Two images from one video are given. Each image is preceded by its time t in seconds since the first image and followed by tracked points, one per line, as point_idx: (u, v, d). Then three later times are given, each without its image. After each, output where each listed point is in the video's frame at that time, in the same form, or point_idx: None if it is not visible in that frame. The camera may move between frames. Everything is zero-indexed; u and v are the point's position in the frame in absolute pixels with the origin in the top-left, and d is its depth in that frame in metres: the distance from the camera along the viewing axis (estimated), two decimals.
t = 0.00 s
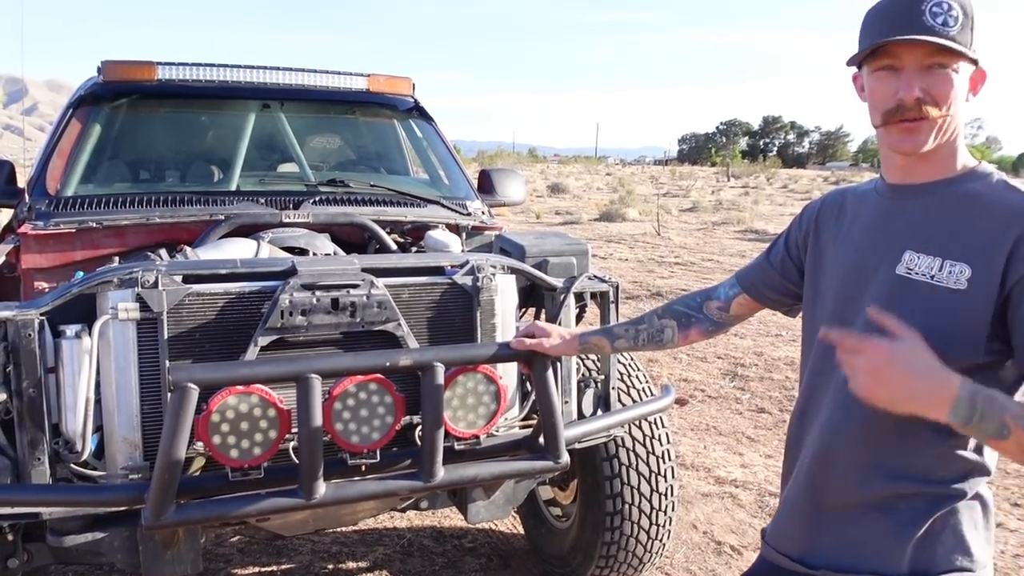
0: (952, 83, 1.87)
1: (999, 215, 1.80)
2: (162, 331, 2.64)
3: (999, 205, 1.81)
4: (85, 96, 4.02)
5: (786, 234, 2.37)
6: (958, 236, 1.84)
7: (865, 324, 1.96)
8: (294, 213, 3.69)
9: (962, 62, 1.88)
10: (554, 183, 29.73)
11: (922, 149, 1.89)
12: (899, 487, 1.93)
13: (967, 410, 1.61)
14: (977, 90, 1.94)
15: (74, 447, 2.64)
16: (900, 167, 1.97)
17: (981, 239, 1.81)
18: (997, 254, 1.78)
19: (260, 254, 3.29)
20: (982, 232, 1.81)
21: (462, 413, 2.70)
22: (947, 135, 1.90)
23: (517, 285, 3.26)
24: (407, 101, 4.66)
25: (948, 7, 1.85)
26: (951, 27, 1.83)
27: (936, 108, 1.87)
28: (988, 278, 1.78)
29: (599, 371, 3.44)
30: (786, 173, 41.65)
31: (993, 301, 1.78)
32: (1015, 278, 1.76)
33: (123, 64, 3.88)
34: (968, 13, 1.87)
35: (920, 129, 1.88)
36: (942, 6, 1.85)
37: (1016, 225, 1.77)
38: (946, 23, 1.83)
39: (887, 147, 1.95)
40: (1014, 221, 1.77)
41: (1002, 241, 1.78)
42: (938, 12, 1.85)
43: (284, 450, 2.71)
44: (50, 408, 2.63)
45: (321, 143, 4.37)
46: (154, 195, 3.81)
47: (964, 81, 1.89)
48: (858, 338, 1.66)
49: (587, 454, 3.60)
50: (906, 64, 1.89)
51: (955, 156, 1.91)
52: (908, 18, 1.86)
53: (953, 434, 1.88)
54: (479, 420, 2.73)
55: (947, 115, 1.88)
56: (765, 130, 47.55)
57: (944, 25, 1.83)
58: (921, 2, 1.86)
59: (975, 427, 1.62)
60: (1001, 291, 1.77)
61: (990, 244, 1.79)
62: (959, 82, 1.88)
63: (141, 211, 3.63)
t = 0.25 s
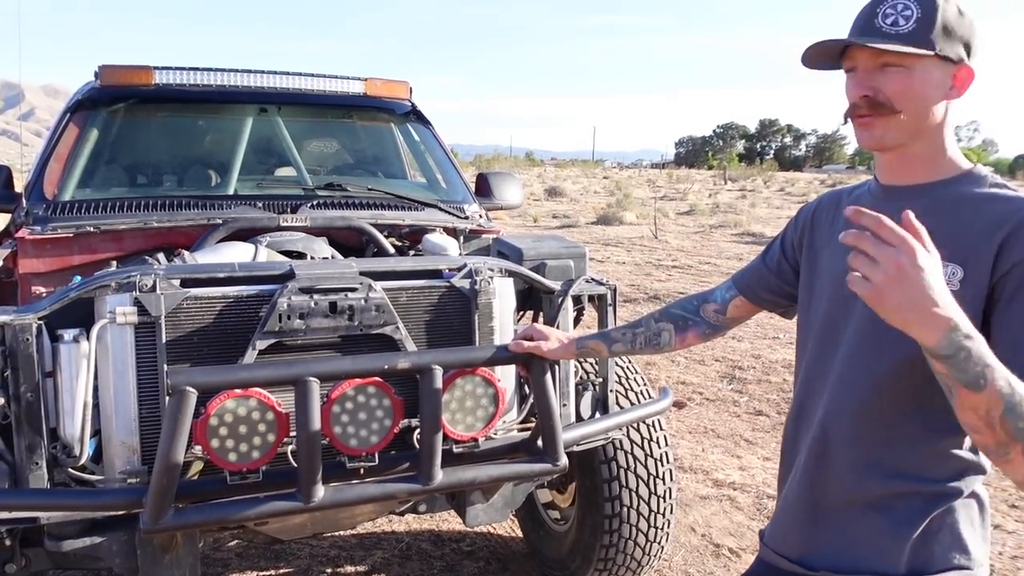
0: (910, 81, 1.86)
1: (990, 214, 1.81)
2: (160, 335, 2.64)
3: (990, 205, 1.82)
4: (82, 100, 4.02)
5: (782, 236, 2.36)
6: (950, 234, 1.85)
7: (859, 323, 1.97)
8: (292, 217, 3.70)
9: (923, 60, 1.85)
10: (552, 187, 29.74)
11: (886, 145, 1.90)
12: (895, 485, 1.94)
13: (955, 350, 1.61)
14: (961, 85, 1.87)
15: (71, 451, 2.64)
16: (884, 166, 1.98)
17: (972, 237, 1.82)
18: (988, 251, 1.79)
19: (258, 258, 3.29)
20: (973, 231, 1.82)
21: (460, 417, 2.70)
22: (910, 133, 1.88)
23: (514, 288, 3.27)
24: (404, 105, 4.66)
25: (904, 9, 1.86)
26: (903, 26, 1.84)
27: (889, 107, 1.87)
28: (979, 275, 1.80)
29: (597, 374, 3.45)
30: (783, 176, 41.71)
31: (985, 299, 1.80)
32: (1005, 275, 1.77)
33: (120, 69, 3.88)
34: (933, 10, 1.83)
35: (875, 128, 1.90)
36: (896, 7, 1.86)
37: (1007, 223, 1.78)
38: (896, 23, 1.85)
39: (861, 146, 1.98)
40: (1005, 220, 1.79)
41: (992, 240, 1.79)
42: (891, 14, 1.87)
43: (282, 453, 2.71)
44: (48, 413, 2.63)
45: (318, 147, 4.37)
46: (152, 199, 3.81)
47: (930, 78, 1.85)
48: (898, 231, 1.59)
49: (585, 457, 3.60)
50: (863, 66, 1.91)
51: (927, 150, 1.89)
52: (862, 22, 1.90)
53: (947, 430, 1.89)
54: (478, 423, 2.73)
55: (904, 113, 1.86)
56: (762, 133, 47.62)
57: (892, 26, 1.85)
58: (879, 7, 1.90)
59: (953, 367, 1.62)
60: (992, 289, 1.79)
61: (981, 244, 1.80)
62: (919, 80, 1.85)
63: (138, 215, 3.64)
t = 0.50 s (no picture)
0: (932, 84, 1.88)
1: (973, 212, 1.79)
2: (158, 340, 2.63)
3: (975, 202, 1.80)
4: (79, 106, 4.02)
5: (778, 238, 2.36)
6: (936, 233, 1.84)
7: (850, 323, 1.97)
8: (290, 221, 3.69)
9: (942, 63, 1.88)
10: (550, 191, 29.76)
11: (904, 148, 1.90)
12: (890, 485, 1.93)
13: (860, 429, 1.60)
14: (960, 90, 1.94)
15: (70, 457, 2.63)
16: (879, 167, 1.98)
17: (955, 236, 1.81)
18: (969, 249, 1.77)
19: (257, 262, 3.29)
20: (958, 230, 1.81)
21: (459, 419, 2.70)
22: (928, 136, 1.90)
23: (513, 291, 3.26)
24: (402, 109, 4.67)
25: (928, 8, 1.85)
26: (932, 28, 1.84)
27: (916, 109, 1.87)
28: (962, 273, 1.78)
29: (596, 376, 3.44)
30: (781, 179, 41.74)
31: (969, 297, 1.77)
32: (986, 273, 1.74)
33: (117, 74, 3.88)
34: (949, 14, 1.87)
35: (899, 129, 1.89)
36: (922, 6, 1.85)
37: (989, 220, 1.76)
38: (925, 24, 1.84)
39: (868, 147, 1.96)
40: (988, 217, 1.76)
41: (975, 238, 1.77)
42: (918, 14, 1.85)
43: (281, 457, 2.71)
44: (45, 418, 2.62)
45: (316, 152, 4.37)
46: (149, 204, 3.81)
47: (945, 81, 1.89)
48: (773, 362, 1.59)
49: (585, 460, 3.59)
50: (887, 65, 1.90)
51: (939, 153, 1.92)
52: (887, 19, 1.86)
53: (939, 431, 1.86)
54: (477, 425, 2.72)
55: (928, 115, 1.88)
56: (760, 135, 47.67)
57: (923, 26, 1.84)
58: (901, 4, 1.87)
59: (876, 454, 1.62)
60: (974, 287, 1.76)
61: (965, 242, 1.78)
62: (939, 83, 1.88)
63: (137, 220, 3.62)
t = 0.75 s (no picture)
0: (919, 91, 1.87)
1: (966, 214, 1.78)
2: (158, 343, 2.63)
3: (969, 204, 1.79)
4: (78, 109, 4.01)
5: (778, 241, 2.36)
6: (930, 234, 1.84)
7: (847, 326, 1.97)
8: (289, 223, 3.69)
9: (930, 69, 1.87)
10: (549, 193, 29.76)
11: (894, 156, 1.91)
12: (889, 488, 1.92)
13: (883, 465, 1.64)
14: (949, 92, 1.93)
15: (70, 460, 2.64)
16: (872, 173, 1.99)
17: (950, 238, 1.80)
18: (962, 250, 1.76)
19: (257, 265, 3.28)
20: (952, 232, 1.80)
21: (460, 422, 2.69)
22: (918, 143, 1.90)
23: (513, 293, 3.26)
24: (401, 111, 4.66)
25: (915, 17, 1.85)
26: (918, 37, 1.84)
27: (905, 118, 1.87)
28: (955, 274, 1.77)
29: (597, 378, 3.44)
30: (780, 180, 41.77)
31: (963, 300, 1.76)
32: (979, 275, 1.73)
33: (117, 77, 3.88)
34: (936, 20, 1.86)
35: (889, 138, 1.89)
36: (908, 15, 1.84)
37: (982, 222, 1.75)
38: (912, 33, 1.84)
39: (859, 155, 1.97)
40: (981, 219, 1.75)
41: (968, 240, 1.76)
42: (904, 23, 1.84)
43: (282, 460, 2.70)
44: (45, 422, 2.62)
45: (315, 154, 4.37)
46: (148, 207, 3.80)
47: (933, 87, 1.89)
48: None
49: (585, 462, 3.59)
50: (874, 75, 1.89)
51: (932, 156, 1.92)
52: (874, 30, 1.86)
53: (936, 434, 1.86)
54: (477, 428, 2.72)
55: (916, 123, 1.88)
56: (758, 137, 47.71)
57: (910, 36, 1.84)
58: (888, 13, 1.86)
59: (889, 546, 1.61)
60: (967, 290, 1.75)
61: (959, 244, 1.78)
62: (926, 90, 1.88)
63: (136, 223, 3.62)
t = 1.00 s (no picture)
0: (889, 92, 1.87)
1: (1001, 215, 1.79)
2: (159, 347, 2.63)
3: (1003, 204, 1.80)
4: (78, 114, 4.02)
5: (787, 232, 2.37)
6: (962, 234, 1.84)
7: (872, 324, 1.97)
8: (290, 226, 3.69)
9: (898, 66, 1.85)
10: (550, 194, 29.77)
11: (887, 155, 1.92)
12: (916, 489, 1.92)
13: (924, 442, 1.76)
14: (949, 75, 1.85)
15: (71, 465, 2.64)
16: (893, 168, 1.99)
17: (984, 238, 1.81)
18: (1000, 252, 1.77)
19: (257, 268, 3.28)
20: (985, 232, 1.81)
21: (462, 423, 2.69)
22: (908, 140, 1.89)
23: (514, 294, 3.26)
24: (401, 114, 4.67)
25: (863, 24, 1.89)
26: (864, 43, 1.88)
27: (876, 123, 1.90)
28: (992, 275, 1.78)
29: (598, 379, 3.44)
30: (780, 180, 41.76)
31: (1002, 300, 1.77)
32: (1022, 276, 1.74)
33: (117, 82, 3.88)
34: (892, 17, 1.85)
35: (869, 145, 1.93)
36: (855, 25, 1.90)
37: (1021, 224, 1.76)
38: (858, 40, 1.89)
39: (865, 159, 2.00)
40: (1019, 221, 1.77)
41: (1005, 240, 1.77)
42: (853, 33, 1.91)
43: (284, 463, 2.70)
44: (47, 426, 2.62)
45: (315, 157, 4.37)
46: (149, 211, 3.80)
47: (914, 79, 1.85)
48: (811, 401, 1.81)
49: (587, 463, 3.59)
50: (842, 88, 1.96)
51: (933, 148, 1.89)
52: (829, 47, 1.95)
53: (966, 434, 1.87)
54: (479, 429, 2.72)
55: (892, 124, 1.88)
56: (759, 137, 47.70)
57: (855, 45, 1.89)
58: (842, 26, 1.94)
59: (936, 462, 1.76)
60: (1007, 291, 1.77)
61: (995, 244, 1.79)
62: (899, 88, 1.86)
63: (137, 227, 3.62)
